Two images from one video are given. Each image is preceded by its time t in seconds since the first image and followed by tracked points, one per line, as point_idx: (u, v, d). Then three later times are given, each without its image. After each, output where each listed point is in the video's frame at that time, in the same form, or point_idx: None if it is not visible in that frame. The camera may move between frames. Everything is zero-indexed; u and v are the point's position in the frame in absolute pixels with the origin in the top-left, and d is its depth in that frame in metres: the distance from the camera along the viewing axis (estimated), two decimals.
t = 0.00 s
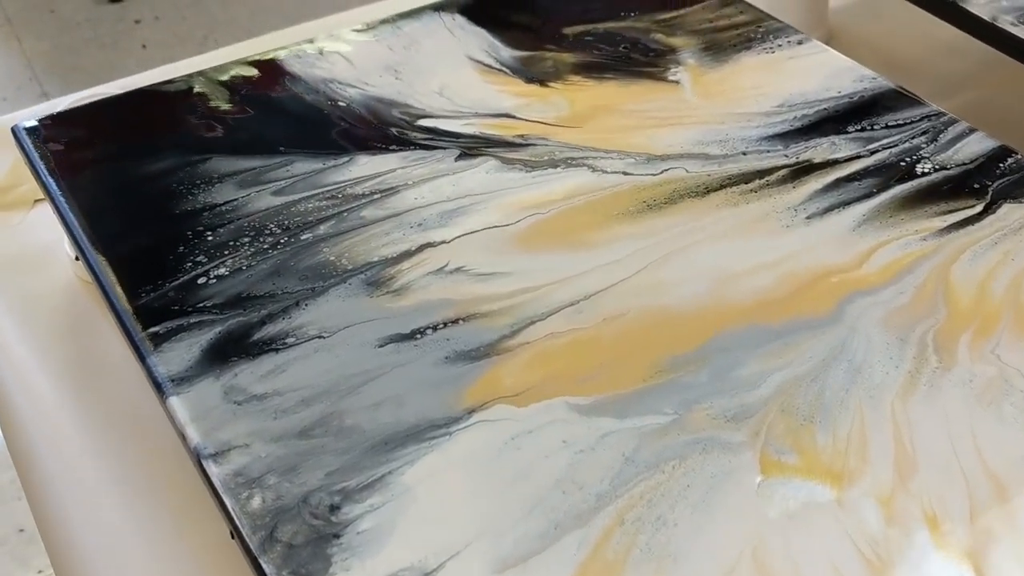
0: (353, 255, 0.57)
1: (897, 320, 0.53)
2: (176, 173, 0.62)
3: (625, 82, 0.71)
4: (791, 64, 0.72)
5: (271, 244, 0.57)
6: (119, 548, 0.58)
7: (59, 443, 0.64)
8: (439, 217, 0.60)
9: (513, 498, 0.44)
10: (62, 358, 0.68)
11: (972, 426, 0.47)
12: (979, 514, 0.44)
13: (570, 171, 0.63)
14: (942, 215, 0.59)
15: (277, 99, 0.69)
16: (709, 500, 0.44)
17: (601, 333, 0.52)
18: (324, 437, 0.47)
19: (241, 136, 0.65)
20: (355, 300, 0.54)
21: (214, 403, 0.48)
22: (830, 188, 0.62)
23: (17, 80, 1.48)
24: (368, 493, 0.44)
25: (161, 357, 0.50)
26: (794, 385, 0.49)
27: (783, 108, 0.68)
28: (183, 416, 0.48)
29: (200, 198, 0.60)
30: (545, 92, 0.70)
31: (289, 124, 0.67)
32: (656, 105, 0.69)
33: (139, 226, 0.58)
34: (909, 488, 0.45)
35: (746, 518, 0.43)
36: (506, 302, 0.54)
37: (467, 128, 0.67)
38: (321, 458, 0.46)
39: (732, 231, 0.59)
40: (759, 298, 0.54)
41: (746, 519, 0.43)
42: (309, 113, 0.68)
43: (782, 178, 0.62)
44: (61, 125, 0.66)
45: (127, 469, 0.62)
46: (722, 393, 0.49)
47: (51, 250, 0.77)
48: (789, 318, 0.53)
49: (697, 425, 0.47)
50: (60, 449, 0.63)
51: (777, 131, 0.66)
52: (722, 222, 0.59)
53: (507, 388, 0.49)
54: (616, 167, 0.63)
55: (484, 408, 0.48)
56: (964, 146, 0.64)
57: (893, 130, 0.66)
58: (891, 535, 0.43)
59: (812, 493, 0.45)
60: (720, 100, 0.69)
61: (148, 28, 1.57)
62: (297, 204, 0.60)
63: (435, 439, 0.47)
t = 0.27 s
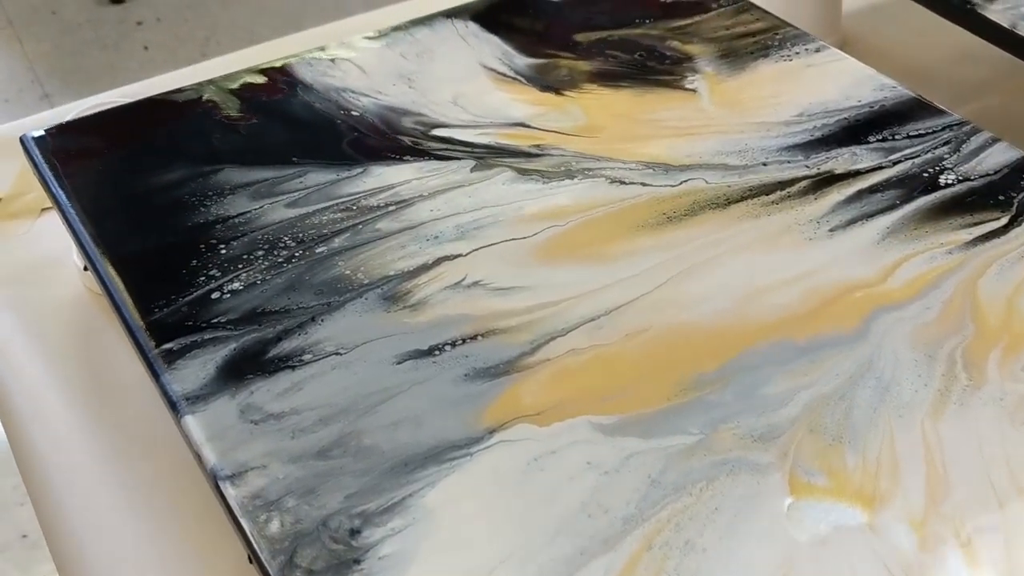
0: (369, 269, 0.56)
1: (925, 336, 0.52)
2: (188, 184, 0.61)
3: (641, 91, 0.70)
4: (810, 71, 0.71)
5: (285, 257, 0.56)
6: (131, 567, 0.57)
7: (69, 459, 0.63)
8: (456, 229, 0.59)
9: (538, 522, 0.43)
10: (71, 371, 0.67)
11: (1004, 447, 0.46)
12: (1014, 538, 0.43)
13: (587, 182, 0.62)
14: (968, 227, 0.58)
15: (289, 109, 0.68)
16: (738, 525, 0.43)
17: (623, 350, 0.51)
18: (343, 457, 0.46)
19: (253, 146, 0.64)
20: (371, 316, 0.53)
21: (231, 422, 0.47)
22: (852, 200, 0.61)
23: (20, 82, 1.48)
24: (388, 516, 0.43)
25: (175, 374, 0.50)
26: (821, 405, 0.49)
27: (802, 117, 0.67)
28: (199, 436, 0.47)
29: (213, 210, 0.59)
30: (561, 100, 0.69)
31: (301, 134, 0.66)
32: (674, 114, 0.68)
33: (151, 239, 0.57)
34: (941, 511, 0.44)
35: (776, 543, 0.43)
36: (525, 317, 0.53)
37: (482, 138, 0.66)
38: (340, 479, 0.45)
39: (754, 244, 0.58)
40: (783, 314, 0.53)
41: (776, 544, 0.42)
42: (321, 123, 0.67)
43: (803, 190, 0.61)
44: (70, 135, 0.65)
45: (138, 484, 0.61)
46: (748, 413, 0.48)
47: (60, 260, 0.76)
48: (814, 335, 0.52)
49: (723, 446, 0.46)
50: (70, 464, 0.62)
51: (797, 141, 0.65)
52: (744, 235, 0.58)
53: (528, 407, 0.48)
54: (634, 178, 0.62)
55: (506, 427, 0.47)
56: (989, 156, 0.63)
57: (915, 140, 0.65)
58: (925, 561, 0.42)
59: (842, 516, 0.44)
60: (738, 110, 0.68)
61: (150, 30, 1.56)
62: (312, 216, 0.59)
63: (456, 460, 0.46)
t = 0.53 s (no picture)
0: (384, 283, 0.55)
1: (953, 352, 0.51)
2: (199, 194, 0.60)
3: (658, 99, 0.69)
4: (828, 79, 0.70)
5: (299, 271, 0.55)
6: None
7: (77, 473, 0.61)
8: (472, 241, 0.58)
9: (563, 547, 0.42)
10: (78, 382, 0.66)
11: None
12: None
13: (604, 193, 0.61)
14: (994, 240, 0.57)
15: (301, 117, 0.67)
16: (767, 549, 0.42)
17: (645, 367, 0.50)
18: (362, 478, 0.45)
19: (265, 156, 0.63)
20: (387, 331, 0.52)
21: (246, 441, 0.46)
22: (875, 211, 0.59)
23: (21, 85, 1.47)
24: (409, 540, 0.42)
25: (188, 392, 0.48)
26: (850, 424, 0.48)
27: (822, 126, 0.66)
28: (213, 456, 0.46)
29: (224, 222, 0.58)
30: (576, 109, 0.68)
31: (313, 143, 0.65)
32: (692, 123, 0.67)
33: (162, 252, 0.56)
34: (975, 535, 0.43)
35: (807, 568, 0.42)
36: (544, 332, 0.52)
37: (497, 147, 0.65)
38: (359, 501, 0.44)
39: (776, 256, 0.57)
40: (808, 329, 0.52)
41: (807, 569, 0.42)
42: (333, 132, 0.66)
43: (825, 201, 0.60)
44: (79, 145, 0.64)
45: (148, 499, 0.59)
46: (774, 432, 0.47)
47: (67, 270, 0.75)
48: (839, 351, 0.51)
49: (750, 467, 0.45)
50: (79, 479, 0.61)
51: (817, 150, 0.64)
52: (766, 247, 0.57)
53: (550, 426, 0.47)
54: (652, 189, 0.61)
55: (528, 447, 0.46)
56: (1013, 167, 0.62)
57: (937, 150, 0.64)
58: None
59: (874, 540, 0.43)
60: (756, 118, 0.67)
61: (152, 32, 1.55)
62: (326, 228, 0.58)
63: (477, 481, 0.45)
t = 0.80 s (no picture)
0: (399, 295, 0.54)
1: (982, 367, 0.49)
2: (209, 204, 0.59)
3: (674, 106, 0.68)
4: (847, 86, 0.69)
5: (312, 283, 0.54)
6: None
7: (83, 486, 0.60)
8: (488, 252, 0.57)
9: (589, 570, 0.41)
10: (82, 391, 0.65)
11: None
12: None
13: (622, 202, 0.60)
14: (1020, 251, 0.56)
15: (312, 125, 0.66)
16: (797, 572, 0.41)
17: (668, 382, 0.49)
18: (380, 498, 0.44)
19: (275, 164, 0.62)
20: (403, 345, 0.51)
21: (260, 460, 0.45)
22: (899, 221, 0.58)
23: (23, 86, 1.46)
24: (428, 563, 0.41)
25: (200, 409, 0.47)
26: (878, 442, 0.46)
27: (841, 134, 0.65)
28: (227, 476, 0.44)
29: (235, 232, 0.57)
30: (591, 116, 0.67)
31: (324, 151, 0.64)
32: (710, 130, 0.66)
33: (172, 263, 0.55)
34: (1009, 557, 0.42)
35: None
36: (563, 346, 0.51)
37: (512, 156, 0.64)
38: (377, 522, 0.43)
39: (799, 267, 0.55)
40: (833, 343, 0.51)
41: None
42: (344, 139, 0.65)
43: (847, 211, 0.59)
44: (85, 153, 0.63)
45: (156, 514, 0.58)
46: (801, 450, 0.46)
47: (72, 276, 0.73)
48: (866, 365, 0.50)
49: (778, 487, 0.44)
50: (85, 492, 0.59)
51: (838, 159, 0.63)
52: (789, 258, 0.56)
53: (571, 443, 0.46)
54: (670, 198, 0.60)
55: (549, 466, 0.45)
56: None
57: (959, 158, 0.62)
58: None
59: (907, 563, 0.42)
60: (775, 126, 0.66)
61: (153, 33, 1.53)
62: (338, 239, 0.57)
63: (498, 501, 0.43)
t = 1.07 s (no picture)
0: (412, 308, 0.53)
1: (1010, 383, 0.48)
2: (216, 214, 0.58)
3: (689, 112, 0.67)
4: (865, 92, 0.68)
5: (322, 295, 0.53)
6: None
7: (90, 503, 0.59)
8: (501, 263, 0.56)
9: None
10: (90, 407, 0.64)
11: None
12: None
13: (637, 212, 0.59)
14: None
15: (320, 132, 0.65)
16: None
17: (688, 399, 0.48)
18: (394, 520, 0.42)
19: (284, 173, 0.61)
20: (415, 359, 0.50)
21: (271, 480, 0.44)
22: (921, 231, 0.57)
23: (24, 88, 1.44)
24: None
25: (209, 426, 0.46)
26: (905, 460, 0.45)
27: (860, 141, 0.64)
28: (237, 496, 0.43)
29: (243, 243, 0.56)
30: (605, 123, 0.66)
31: (333, 158, 0.63)
32: (725, 138, 0.65)
33: (179, 275, 0.54)
34: None
35: None
36: (580, 360, 0.50)
37: (524, 164, 0.63)
38: (391, 545, 0.41)
39: (820, 279, 0.54)
40: (856, 357, 0.50)
41: None
42: (353, 147, 0.64)
43: (868, 221, 0.58)
44: (90, 161, 0.62)
45: (163, 532, 0.57)
46: (826, 469, 0.45)
47: (77, 288, 0.72)
48: (890, 380, 0.49)
49: (802, 508, 0.43)
50: (92, 509, 0.59)
51: (857, 167, 0.62)
52: (809, 269, 0.55)
53: (590, 462, 0.45)
54: (687, 208, 0.59)
55: (567, 486, 0.44)
56: None
57: (981, 166, 0.61)
58: None
59: None
60: (792, 133, 0.65)
61: (155, 35, 1.52)
62: (348, 250, 0.56)
63: (515, 523, 0.42)
